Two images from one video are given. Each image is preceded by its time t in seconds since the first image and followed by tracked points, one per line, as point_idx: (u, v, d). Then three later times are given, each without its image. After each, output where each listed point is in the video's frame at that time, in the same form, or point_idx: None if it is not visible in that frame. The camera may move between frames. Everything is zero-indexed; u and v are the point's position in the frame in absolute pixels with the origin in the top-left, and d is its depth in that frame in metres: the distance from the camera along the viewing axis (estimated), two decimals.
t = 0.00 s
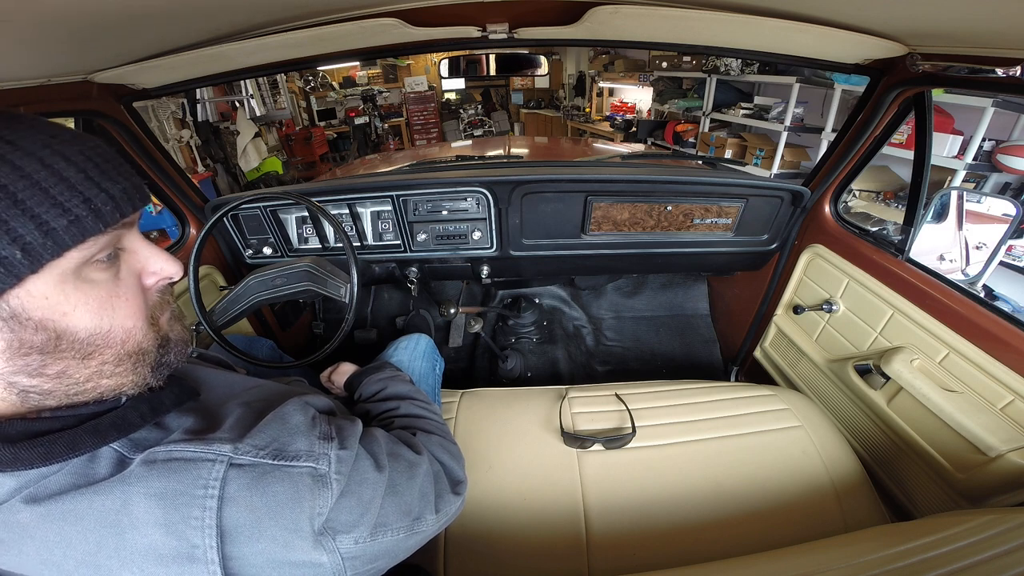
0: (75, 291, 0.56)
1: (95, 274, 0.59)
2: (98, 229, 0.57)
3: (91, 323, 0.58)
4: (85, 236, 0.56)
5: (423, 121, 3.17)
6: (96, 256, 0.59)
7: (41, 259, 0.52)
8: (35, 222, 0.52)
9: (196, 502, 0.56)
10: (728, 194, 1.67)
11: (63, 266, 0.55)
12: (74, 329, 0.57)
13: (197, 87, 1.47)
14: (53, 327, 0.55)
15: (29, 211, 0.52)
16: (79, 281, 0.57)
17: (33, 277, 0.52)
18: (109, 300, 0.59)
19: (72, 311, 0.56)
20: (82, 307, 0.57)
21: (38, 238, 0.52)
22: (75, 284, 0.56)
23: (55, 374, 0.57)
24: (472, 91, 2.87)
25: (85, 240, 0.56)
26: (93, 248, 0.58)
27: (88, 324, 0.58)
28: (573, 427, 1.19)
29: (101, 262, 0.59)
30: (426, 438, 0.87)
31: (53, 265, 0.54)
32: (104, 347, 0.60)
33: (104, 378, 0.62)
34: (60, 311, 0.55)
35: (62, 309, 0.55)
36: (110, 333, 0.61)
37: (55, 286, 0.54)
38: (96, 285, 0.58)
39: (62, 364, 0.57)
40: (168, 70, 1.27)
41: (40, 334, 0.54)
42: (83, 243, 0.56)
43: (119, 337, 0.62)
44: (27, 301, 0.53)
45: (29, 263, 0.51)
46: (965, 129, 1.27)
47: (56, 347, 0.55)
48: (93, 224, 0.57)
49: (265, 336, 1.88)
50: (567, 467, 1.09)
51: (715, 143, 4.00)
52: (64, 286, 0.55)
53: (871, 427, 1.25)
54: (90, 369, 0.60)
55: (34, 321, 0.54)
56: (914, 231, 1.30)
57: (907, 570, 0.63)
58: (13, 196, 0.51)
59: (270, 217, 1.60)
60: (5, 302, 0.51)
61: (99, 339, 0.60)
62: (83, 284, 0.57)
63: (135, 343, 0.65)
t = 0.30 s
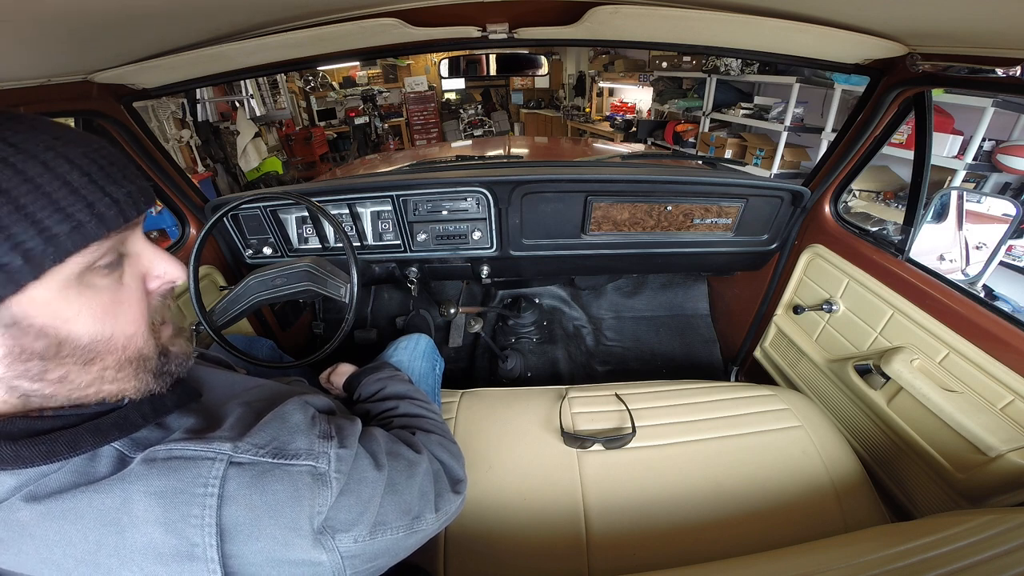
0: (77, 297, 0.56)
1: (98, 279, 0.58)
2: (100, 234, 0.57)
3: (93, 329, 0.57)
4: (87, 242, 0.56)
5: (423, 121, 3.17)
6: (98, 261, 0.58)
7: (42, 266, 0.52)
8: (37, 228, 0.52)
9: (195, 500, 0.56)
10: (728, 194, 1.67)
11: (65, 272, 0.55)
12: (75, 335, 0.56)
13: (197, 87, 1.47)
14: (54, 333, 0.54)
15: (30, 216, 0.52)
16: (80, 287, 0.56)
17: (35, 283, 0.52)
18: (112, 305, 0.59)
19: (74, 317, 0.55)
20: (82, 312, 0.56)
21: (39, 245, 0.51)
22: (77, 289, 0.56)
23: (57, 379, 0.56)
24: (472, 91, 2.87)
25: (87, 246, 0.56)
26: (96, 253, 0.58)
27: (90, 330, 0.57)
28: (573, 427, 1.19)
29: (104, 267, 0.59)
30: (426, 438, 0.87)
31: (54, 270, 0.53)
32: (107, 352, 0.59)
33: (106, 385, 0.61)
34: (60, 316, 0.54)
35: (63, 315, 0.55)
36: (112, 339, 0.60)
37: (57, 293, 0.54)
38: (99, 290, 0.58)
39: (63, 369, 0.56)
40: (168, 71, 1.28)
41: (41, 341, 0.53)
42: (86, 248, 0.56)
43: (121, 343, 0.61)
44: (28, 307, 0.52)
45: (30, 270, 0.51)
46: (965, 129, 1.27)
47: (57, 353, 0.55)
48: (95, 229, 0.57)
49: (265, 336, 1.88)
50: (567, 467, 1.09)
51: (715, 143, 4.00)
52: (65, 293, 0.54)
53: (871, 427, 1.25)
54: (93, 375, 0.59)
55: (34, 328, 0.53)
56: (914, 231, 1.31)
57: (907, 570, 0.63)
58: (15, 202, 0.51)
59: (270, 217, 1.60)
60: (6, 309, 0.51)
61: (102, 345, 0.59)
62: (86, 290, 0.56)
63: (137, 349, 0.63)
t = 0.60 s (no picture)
0: (85, 345, 0.53)
1: (109, 325, 0.54)
2: (105, 290, 0.53)
3: (102, 376, 0.54)
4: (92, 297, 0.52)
5: (423, 121, 3.17)
6: (111, 307, 0.54)
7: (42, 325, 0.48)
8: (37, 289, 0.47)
9: (198, 503, 0.56)
10: (728, 194, 1.67)
11: (73, 322, 0.51)
12: (83, 382, 0.53)
13: (198, 87, 1.47)
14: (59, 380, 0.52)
15: (30, 274, 0.47)
16: (88, 335, 0.53)
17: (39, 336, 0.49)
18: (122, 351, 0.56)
19: (80, 365, 0.52)
20: (90, 360, 0.53)
21: (39, 307, 0.47)
22: (84, 339, 0.52)
23: (65, 420, 0.55)
24: (472, 91, 2.87)
25: (93, 301, 0.52)
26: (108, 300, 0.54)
27: (98, 378, 0.54)
28: (573, 427, 1.19)
29: (115, 314, 0.55)
30: (428, 439, 0.87)
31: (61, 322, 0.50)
32: (116, 395, 0.57)
33: (116, 422, 0.59)
34: (67, 364, 0.52)
35: (69, 364, 0.52)
36: (124, 383, 0.57)
37: (63, 343, 0.51)
38: (109, 337, 0.54)
39: (72, 411, 0.54)
40: (168, 71, 1.28)
41: (46, 388, 0.51)
42: (92, 302, 0.52)
43: (133, 385, 0.58)
44: (32, 359, 0.49)
45: (29, 330, 0.48)
46: (965, 129, 1.27)
47: (64, 399, 0.53)
48: (101, 287, 0.52)
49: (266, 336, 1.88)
50: (567, 467, 1.09)
51: (715, 142, 4.00)
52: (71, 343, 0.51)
53: (871, 427, 1.25)
54: (100, 415, 0.57)
55: (39, 375, 0.51)
56: (914, 231, 1.30)
57: (908, 571, 0.63)
58: (13, 257, 0.46)
59: (270, 217, 1.60)
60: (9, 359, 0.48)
61: (111, 389, 0.56)
62: (95, 338, 0.53)
63: (150, 388, 0.61)
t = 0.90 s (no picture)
0: (85, 357, 0.52)
1: (111, 338, 0.54)
2: (105, 308, 0.52)
3: (102, 389, 0.54)
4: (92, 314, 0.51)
5: (423, 121, 3.17)
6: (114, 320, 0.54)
7: (39, 340, 0.47)
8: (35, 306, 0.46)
9: (199, 504, 0.56)
10: (728, 194, 1.67)
11: (75, 335, 0.51)
12: (82, 393, 0.53)
13: (197, 87, 1.47)
14: (58, 390, 0.52)
15: (30, 289, 0.46)
16: (89, 348, 0.52)
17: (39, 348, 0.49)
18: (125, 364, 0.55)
19: (80, 377, 0.52)
20: (90, 372, 0.53)
21: (36, 323, 0.47)
22: (85, 352, 0.52)
23: (64, 427, 0.55)
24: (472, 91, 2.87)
25: (92, 318, 0.51)
26: (113, 315, 0.53)
27: (98, 390, 0.54)
28: (573, 427, 1.19)
29: (118, 327, 0.54)
30: (428, 439, 0.87)
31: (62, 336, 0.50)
32: (117, 406, 0.57)
33: (117, 432, 0.59)
34: (66, 375, 0.51)
35: (69, 375, 0.52)
36: (125, 395, 0.56)
37: (64, 355, 0.50)
38: (111, 351, 0.54)
39: (70, 419, 0.54)
40: (168, 70, 1.27)
41: (44, 396, 0.51)
42: (93, 318, 0.51)
43: (135, 397, 0.58)
44: (31, 369, 0.49)
45: (24, 343, 0.47)
46: (965, 129, 1.26)
47: (62, 408, 0.53)
48: (101, 304, 0.51)
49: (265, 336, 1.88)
50: (567, 467, 1.09)
51: (715, 143, 3.99)
52: (71, 356, 0.51)
53: (871, 427, 1.25)
54: (100, 424, 0.57)
55: (37, 384, 0.50)
56: (914, 231, 1.30)
57: (907, 571, 0.63)
58: (13, 273, 0.45)
59: (270, 217, 1.60)
60: (7, 367, 0.48)
61: (110, 401, 0.56)
62: (96, 350, 0.53)
63: (152, 400, 0.61)
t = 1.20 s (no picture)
0: (76, 361, 0.52)
1: (103, 342, 0.54)
2: (91, 313, 0.51)
3: (95, 393, 0.54)
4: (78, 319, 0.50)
5: (423, 121, 3.17)
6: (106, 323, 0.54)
7: (26, 345, 0.47)
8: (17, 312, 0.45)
9: (198, 505, 0.56)
10: (728, 194, 1.67)
11: (65, 340, 0.50)
12: (74, 397, 0.53)
13: (197, 87, 1.47)
14: (50, 394, 0.52)
15: (13, 295, 0.45)
16: (80, 352, 0.52)
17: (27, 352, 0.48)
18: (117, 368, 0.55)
19: (72, 381, 0.52)
20: (82, 377, 0.52)
21: (21, 329, 0.46)
22: (76, 356, 0.52)
23: (59, 430, 0.55)
24: (472, 91, 2.88)
25: (79, 323, 0.51)
26: (103, 318, 0.53)
27: (91, 394, 0.54)
28: (573, 427, 1.19)
29: (109, 331, 0.54)
30: (427, 439, 0.87)
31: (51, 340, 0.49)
32: (111, 410, 0.56)
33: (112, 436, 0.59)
34: (58, 380, 0.51)
35: (60, 380, 0.51)
36: (118, 399, 0.56)
37: (55, 359, 0.50)
38: (103, 354, 0.54)
39: (64, 423, 0.54)
40: (168, 70, 1.27)
41: (36, 400, 0.51)
42: (80, 323, 0.51)
43: (129, 401, 0.58)
44: (21, 373, 0.49)
45: (11, 348, 0.46)
46: (965, 129, 1.26)
47: (55, 411, 0.53)
48: (87, 310, 0.51)
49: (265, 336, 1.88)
50: (567, 467, 1.09)
51: (715, 142, 3.99)
52: (63, 361, 0.51)
53: (871, 427, 1.25)
54: (95, 427, 0.57)
55: (28, 389, 0.50)
56: (914, 231, 1.30)
57: (907, 571, 0.63)
58: None
59: (270, 217, 1.60)
60: None
61: (104, 405, 0.55)
62: (87, 354, 0.52)
63: (148, 404, 0.60)
